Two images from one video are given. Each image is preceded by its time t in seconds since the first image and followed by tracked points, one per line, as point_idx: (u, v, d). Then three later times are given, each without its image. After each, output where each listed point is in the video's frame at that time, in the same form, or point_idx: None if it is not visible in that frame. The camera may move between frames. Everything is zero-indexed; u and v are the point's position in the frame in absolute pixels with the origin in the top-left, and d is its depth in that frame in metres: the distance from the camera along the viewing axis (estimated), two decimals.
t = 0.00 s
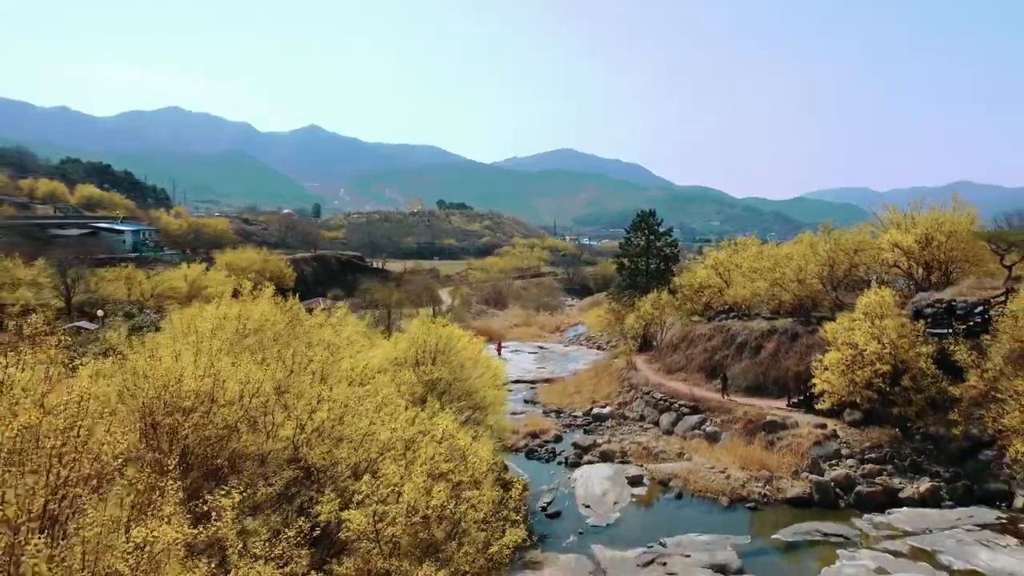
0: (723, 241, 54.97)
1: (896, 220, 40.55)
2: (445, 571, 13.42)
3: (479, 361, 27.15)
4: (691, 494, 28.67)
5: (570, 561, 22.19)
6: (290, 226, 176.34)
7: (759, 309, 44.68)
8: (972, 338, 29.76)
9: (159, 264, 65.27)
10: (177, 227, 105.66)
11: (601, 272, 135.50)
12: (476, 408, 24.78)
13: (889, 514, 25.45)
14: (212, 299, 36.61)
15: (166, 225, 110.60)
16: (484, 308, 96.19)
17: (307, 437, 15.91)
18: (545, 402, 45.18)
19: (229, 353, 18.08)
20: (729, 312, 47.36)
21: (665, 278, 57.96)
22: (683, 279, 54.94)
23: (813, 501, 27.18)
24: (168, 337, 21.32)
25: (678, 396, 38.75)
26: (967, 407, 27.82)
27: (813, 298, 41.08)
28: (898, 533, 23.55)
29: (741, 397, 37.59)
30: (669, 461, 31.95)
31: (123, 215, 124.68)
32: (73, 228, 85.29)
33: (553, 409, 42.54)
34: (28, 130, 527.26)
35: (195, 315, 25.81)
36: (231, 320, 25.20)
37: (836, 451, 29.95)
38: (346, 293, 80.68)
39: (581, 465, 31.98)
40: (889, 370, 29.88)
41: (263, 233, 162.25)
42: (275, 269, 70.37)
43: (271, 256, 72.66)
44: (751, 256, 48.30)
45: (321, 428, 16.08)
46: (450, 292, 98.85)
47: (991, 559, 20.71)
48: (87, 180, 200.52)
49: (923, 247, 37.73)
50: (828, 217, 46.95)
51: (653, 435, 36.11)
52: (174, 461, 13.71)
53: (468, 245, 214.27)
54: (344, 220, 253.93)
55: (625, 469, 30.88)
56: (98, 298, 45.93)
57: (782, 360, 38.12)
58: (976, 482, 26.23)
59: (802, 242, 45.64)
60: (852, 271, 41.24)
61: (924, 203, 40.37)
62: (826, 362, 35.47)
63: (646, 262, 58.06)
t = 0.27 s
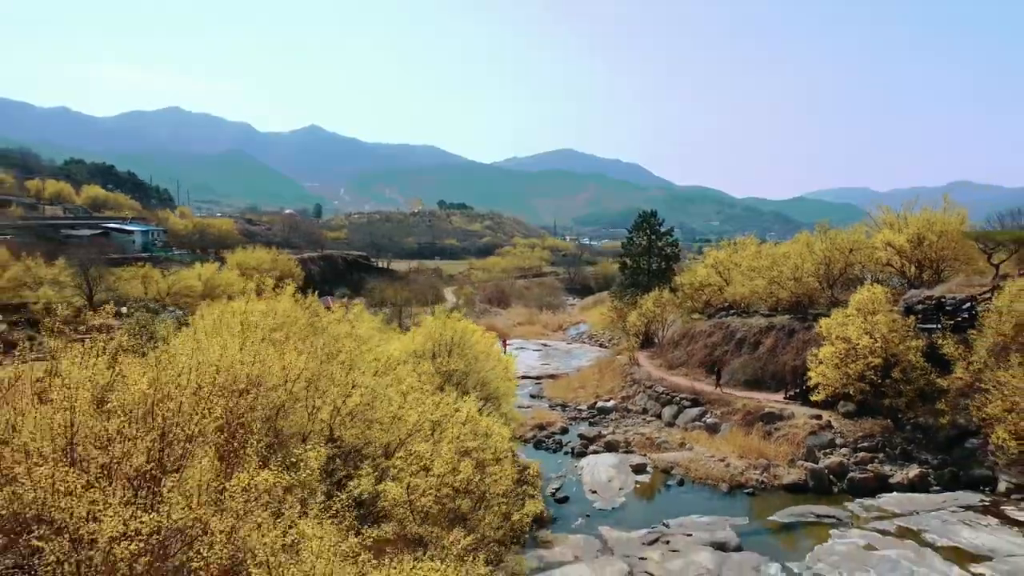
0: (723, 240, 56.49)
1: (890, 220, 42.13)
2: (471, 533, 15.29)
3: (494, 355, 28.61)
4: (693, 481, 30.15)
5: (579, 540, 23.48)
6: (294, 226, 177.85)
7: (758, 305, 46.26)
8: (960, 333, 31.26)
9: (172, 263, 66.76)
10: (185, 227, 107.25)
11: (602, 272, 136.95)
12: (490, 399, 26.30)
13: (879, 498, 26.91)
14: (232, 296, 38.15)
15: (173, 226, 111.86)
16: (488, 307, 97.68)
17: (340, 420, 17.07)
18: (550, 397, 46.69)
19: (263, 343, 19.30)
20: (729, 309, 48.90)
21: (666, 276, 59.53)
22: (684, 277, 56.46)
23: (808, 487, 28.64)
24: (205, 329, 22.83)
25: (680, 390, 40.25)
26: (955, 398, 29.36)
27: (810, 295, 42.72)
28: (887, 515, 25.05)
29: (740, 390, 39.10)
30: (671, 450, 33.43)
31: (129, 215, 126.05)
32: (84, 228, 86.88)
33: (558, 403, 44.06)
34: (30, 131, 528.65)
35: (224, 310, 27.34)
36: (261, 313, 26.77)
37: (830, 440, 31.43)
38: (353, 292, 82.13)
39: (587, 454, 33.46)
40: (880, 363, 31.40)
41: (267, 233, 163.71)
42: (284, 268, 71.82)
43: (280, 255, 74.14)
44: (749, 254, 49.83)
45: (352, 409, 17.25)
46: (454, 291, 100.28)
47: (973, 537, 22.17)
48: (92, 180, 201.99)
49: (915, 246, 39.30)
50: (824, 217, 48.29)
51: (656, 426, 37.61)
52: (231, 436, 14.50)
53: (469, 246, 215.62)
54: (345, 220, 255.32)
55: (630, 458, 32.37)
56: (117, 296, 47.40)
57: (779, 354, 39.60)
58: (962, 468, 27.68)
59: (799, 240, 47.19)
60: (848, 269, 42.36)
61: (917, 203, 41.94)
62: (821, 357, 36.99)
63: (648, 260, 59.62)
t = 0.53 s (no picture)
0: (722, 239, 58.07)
1: (883, 220, 43.73)
2: (493, 502, 16.97)
3: (506, 348, 30.17)
4: (693, 468, 31.78)
5: (587, 520, 24.87)
6: (298, 226, 179.47)
7: (756, 302, 47.87)
8: (947, 327, 32.87)
9: (184, 262, 68.38)
10: (192, 227, 108.86)
11: (603, 272, 138.58)
12: (503, 389, 27.87)
13: (869, 482, 28.54)
14: (251, 294, 39.77)
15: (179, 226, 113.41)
16: (491, 306, 99.29)
17: (369, 401, 17.70)
18: (555, 391, 48.31)
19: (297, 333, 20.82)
20: (728, 306, 50.51)
21: (667, 275, 61.15)
22: (684, 276, 58.07)
23: (803, 473, 30.20)
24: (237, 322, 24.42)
25: (680, 383, 41.88)
26: (941, 388, 30.97)
27: (805, 293, 44.33)
28: (876, 497, 26.66)
29: (738, 384, 40.72)
30: (672, 440, 35.01)
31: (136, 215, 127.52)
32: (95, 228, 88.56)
33: (563, 396, 45.69)
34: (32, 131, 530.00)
35: (249, 306, 28.94)
36: (285, 308, 28.40)
37: (824, 430, 33.01)
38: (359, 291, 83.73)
39: (592, 444, 35.07)
40: (871, 355, 33.01)
41: (271, 233, 165.27)
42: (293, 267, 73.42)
43: (288, 254, 75.75)
44: (748, 253, 51.43)
45: (380, 392, 17.96)
46: (457, 290, 101.85)
47: (955, 516, 23.77)
48: (96, 181, 203.56)
49: (906, 245, 40.90)
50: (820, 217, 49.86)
51: (657, 418, 39.23)
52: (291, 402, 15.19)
53: (470, 245, 217.23)
54: (347, 220, 256.76)
55: (633, 447, 33.97)
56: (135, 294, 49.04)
57: (776, 349, 41.20)
58: (947, 454, 29.25)
59: (796, 240, 48.75)
60: (843, 267, 43.73)
61: (908, 204, 43.56)
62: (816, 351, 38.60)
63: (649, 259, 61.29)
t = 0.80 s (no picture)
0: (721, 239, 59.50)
1: (876, 220, 45.17)
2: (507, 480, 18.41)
3: (514, 343, 31.49)
4: (692, 458, 33.20)
5: (591, 504, 26.30)
6: (300, 225, 180.79)
7: (753, 300, 49.31)
8: (936, 322, 34.31)
9: (194, 261, 69.69)
10: (199, 226, 110.36)
11: (603, 271, 139.99)
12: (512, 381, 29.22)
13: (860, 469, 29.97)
14: (264, 291, 41.20)
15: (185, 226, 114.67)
16: (493, 305, 100.68)
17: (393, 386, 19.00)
18: (558, 386, 49.71)
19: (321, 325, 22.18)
20: (727, 303, 51.93)
21: (667, 273, 62.58)
22: (683, 274, 59.50)
23: (797, 462, 31.61)
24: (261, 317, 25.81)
25: (680, 378, 43.29)
26: (929, 381, 32.41)
27: (801, 290, 45.76)
28: (866, 482, 28.09)
29: (736, 378, 42.16)
30: (672, 431, 36.46)
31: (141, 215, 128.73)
32: (104, 228, 90.07)
33: (566, 391, 47.09)
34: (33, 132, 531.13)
35: (269, 302, 30.35)
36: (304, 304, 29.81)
37: (818, 421, 34.44)
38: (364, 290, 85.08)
39: (596, 435, 36.48)
40: (862, 350, 34.45)
41: (275, 233, 166.58)
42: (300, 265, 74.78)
43: (295, 254, 77.10)
44: (746, 252, 52.86)
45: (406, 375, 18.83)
46: (460, 289, 103.23)
47: (939, 499, 25.21)
48: (100, 181, 204.82)
49: (898, 244, 42.34)
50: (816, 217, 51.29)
51: (658, 411, 40.64)
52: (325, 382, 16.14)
53: (471, 245, 218.62)
54: (348, 220, 257.97)
55: (635, 438, 35.39)
56: (150, 293, 50.43)
57: (773, 345, 42.65)
58: (935, 444, 30.64)
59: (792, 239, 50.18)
60: (838, 266, 45.19)
61: (901, 204, 44.97)
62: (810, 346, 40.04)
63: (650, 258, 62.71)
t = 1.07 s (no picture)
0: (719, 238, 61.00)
1: (869, 220, 46.65)
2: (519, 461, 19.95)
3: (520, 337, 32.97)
4: (691, 447, 34.72)
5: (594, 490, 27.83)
6: (303, 225, 182.19)
7: (750, 298, 50.78)
8: (924, 318, 35.82)
9: (204, 261, 71.21)
10: (206, 226, 112.05)
11: (604, 271, 141.44)
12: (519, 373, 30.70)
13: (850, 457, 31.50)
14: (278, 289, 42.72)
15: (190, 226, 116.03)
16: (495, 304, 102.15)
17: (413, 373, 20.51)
18: (561, 381, 51.22)
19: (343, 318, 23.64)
20: (725, 301, 53.45)
21: (666, 272, 64.10)
22: (683, 273, 61.02)
23: (791, 451, 33.13)
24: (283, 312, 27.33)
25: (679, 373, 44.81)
26: (917, 373, 33.93)
27: (797, 288, 47.25)
28: (855, 469, 29.61)
29: (734, 373, 43.68)
30: (672, 423, 37.99)
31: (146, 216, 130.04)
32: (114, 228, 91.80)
33: (569, 386, 48.60)
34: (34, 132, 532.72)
35: (287, 299, 31.86)
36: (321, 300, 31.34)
37: (811, 413, 35.96)
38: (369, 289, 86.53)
39: (598, 427, 38.01)
40: (854, 344, 36.00)
41: (278, 233, 168.01)
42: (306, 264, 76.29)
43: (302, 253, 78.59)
44: (743, 251, 54.36)
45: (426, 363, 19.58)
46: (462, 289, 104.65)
47: (923, 483, 26.75)
48: (104, 182, 206.59)
49: (890, 243, 43.85)
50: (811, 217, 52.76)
51: (658, 404, 42.18)
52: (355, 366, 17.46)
53: (473, 245, 220.05)
54: (350, 220, 259.32)
55: (636, 429, 36.92)
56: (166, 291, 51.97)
57: (769, 340, 44.16)
58: (922, 433, 32.15)
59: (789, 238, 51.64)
60: (833, 265, 46.63)
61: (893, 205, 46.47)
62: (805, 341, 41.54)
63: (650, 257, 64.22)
